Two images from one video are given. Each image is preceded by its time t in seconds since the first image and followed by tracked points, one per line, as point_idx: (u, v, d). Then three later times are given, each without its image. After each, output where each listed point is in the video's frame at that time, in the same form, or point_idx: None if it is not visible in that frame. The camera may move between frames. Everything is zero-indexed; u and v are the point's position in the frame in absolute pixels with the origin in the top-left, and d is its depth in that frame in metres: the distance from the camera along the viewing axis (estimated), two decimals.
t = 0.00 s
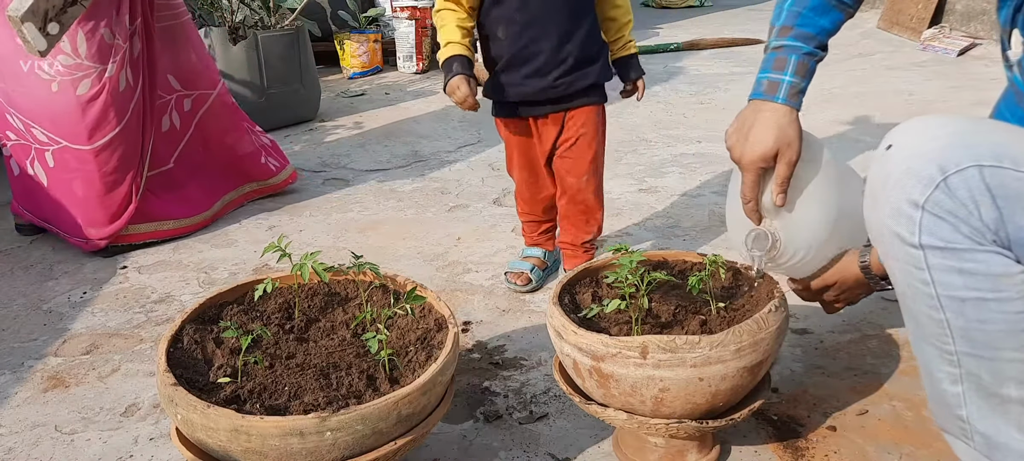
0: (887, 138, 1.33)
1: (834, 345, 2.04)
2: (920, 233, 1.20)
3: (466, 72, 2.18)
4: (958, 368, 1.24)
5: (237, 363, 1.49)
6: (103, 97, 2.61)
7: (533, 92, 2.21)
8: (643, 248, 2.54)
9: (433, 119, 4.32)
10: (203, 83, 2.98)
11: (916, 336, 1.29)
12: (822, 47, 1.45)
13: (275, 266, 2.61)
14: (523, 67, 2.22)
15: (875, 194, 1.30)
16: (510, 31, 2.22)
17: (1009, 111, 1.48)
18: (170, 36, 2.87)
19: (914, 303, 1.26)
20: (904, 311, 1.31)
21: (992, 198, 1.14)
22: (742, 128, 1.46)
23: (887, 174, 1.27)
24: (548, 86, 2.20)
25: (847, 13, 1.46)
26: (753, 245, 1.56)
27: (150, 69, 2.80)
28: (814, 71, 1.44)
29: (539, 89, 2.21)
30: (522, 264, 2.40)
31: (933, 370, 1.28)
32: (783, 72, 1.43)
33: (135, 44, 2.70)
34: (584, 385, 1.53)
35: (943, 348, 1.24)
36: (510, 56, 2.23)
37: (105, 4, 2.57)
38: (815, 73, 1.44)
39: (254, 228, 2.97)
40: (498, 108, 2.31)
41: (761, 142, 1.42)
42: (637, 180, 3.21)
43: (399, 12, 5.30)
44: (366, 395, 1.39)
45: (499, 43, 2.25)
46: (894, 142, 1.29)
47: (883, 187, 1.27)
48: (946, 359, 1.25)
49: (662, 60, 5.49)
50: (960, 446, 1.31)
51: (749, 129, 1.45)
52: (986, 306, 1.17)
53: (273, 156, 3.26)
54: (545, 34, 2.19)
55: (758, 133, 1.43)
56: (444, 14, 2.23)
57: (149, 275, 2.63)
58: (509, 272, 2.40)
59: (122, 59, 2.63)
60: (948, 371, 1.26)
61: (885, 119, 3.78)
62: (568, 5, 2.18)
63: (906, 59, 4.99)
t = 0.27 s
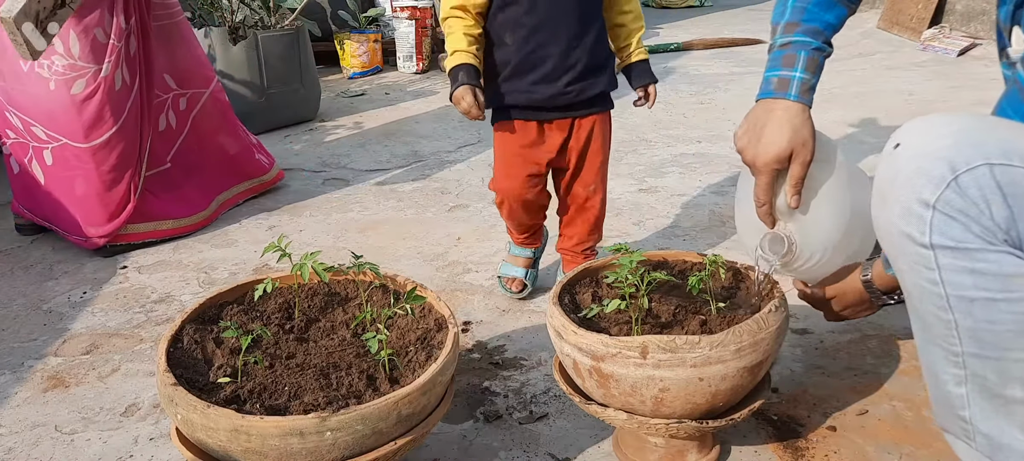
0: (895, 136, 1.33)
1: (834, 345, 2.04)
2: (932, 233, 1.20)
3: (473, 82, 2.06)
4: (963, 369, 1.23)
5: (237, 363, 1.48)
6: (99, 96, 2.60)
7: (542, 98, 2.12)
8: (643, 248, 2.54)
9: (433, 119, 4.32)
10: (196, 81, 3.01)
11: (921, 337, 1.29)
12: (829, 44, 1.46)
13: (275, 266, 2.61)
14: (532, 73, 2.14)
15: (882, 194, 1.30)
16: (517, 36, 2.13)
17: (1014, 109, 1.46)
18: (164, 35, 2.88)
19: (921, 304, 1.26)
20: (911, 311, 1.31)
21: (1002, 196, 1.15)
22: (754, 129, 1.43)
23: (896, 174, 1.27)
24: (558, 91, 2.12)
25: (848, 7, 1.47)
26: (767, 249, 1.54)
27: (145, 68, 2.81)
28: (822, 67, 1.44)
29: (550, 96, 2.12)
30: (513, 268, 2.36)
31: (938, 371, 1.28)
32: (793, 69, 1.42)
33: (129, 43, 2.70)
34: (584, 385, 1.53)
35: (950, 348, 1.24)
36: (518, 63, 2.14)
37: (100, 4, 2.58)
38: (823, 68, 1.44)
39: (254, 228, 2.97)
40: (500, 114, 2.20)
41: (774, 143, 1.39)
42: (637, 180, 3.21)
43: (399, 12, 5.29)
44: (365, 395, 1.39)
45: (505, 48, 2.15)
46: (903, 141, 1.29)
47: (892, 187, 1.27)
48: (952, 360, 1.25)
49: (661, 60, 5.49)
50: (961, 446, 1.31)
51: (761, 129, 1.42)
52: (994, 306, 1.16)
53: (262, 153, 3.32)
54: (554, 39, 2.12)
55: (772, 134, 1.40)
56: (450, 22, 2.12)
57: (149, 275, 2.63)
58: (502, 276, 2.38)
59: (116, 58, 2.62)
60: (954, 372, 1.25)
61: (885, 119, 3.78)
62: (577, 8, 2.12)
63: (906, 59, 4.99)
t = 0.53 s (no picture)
0: (931, 132, 1.28)
1: (835, 345, 2.04)
2: (972, 233, 1.16)
3: (426, 93, 2.03)
4: (986, 373, 1.22)
5: (236, 363, 1.48)
6: (94, 96, 2.60)
7: (513, 104, 2.03)
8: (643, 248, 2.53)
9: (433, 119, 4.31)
10: (193, 81, 3.02)
11: (946, 338, 1.28)
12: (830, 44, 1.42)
13: (275, 266, 2.60)
14: (502, 76, 2.04)
15: (919, 192, 1.26)
16: (483, 37, 2.04)
17: None
18: (161, 35, 2.89)
19: (953, 305, 1.23)
20: (938, 311, 1.29)
21: None
22: (761, 136, 1.37)
23: (935, 171, 1.23)
24: (530, 96, 2.03)
25: (846, 6, 1.44)
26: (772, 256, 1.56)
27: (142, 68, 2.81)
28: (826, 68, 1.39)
29: (521, 101, 2.03)
30: (487, 313, 2.13)
31: (959, 373, 1.26)
32: (799, 71, 1.37)
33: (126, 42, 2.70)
34: (585, 385, 1.53)
35: (976, 351, 1.22)
36: (485, 65, 2.05)
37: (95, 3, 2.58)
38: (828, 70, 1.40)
39: (254, 228, 2.96)
40: (469, 121, 2.09)
41: (783, 150, 1.34)
42: (638, 180, 3.21)
43: (398, 12, 5.29)
44: (365, 395, 1.39)
45: (471, 51, 2.06)
46: (941, 136, 1.24)
47: (932, 183, 1.22)
48: (976, 363, 1.23)
49: (662, 60, 5.49)
50: (970, 447, 1.30)
51: (770, 135, 1.36)
52: None
53: (257, 151, 3.33)
54: (523, 42, 2.03)
55: (780, 141, 1.34)
56: (414, 23, 2.06)
57: (148, 275, 2.62)
58: (469, 325, 2.13)
59: (112, 58, 2.62)
60: (976, 374, 1.23)
61: (885, 119, 3.77)
62: (547, 7, 2.04)
63: (907, 59, 4.98)
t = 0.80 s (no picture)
0: (953, 132, 1.20)
1: (834, 345, 2.04)
2: (1005, 235, 1.10)
3: (393, 95, 2.00)
4: (1007, 376, 1.16)
5: (237, 363, 1.49)
6: (92, 97, 2.61)
7: (511, 107, 1.99)
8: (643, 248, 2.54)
9: (433, 119, 4.32)
10: (193, 83, 3.03)
11: (965, 340, 1.21)
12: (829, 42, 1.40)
13: (275, 266, 2.61)
14: (499, 79, 2.00)
15: (942, 190, 1.19)
16: (478, 40, 2.00)
17: None
18: (161, 36, 2.90)
19: (976, 306, 1.17)
20: (956, 311, 1.23)
21: None
22: (762, 135, 1.35)
23: (962, 169, 1.15)
24: (528, 99, 2.01)
25: (846, 3, 1.42)
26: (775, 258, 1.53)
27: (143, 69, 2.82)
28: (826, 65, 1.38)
29: (520, 103, 2.00)
30: (488, 313, 2.13)
31: (976, 377, 1.20)
32: (799, 69, 1.35)
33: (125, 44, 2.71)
34: (585, 385, 1.53)
35: (997, 355, 1.16)
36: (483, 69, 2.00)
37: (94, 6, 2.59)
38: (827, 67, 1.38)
39: (254, 228, 2.97)
40: (460, 127, 2.05)
41: (784, 150, 1.31)
42: (637, 180, 3.21)
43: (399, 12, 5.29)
44: (365, 395, 1.39)
45: (465, 55, 2.02)
46: (967, 137, 1.16)
47: (960, 183, 1.15)
48: (997, 366, 1.17)
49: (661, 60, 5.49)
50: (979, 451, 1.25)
51: (770, 136, 1.34)
52: None
53: (258, 151, 3.33)
54: (518, 43, 2.00)
55: (780, 143, 1.32)
56: (391, 22, 2.01)
57: (148, 275, 2.63)
58: (469, 325, 2.13)
59: (110, 60, 2.64)
60: (993, 379, 1.18)
61: (885, 119, 3.78)
62: (539, 7, 2.02)
63: (906, 59, 4.99)
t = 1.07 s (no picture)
0: (974, 130, 0.98)
1: (834, 345, 2.04)
2: None
3: (424, 98, 1.96)
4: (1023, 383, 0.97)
5: (237, 362, 1.49)
6: (92, 98, 2.60)
7: (509, 106, 2.00)
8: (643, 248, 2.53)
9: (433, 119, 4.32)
10: (192, 84, 3.03)
11: (979, 344, 1.01)
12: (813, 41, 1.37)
13: (275, 266, 2.61)
14: (497, 78, 2.00)
15: (961, 185, 0.98)
16: (477, 39, 1.99)
17: None
18: (161, 38, 2.90)
19: (993, 309, 0.97)
20: (971, 312, 1.03)
21: None
22: (740, 137, 1.32)
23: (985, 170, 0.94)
24: (525, 99, 2.01)
25: (831, 5, 1.39)
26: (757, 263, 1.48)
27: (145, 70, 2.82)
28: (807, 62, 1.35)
29: (518, 104, 2.00)
30: (488, 313, 2.13)
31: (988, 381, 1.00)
32: (777, 65, 1.33)
33: (126, 46, 2.72)
34: (585, 385, 1.53)
35: (1012, 360, 0.97)
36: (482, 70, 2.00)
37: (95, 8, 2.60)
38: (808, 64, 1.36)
39: (254, 228, 2.97)
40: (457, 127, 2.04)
41: (758, 152, 1.28)
42: (637, 180, 3.21)
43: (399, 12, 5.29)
44: (365, 395, 1.39)
45: (463, 53, 2.01)
46: (989, 135, 0.95)
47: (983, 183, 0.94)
48: (1011, 371, 0.98)
49: (661, 60, 5.50)
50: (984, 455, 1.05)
51: (747, 135, 1.31)
52: None
53: (257, 151, 3.33)
54: (517, 42, 2.00)
55: (756, 143, 1.29)
56: (403, 23, 1.97)
57: (148, 275, 2.63)
58: (469, 325, 2.13)
59: (110, 62, 2.64)
60: (1007, 383, 0.98)
61: (885, 119, 3.78)
62: (538, 7, 2.01)
63: (906, 59, 4.99)
